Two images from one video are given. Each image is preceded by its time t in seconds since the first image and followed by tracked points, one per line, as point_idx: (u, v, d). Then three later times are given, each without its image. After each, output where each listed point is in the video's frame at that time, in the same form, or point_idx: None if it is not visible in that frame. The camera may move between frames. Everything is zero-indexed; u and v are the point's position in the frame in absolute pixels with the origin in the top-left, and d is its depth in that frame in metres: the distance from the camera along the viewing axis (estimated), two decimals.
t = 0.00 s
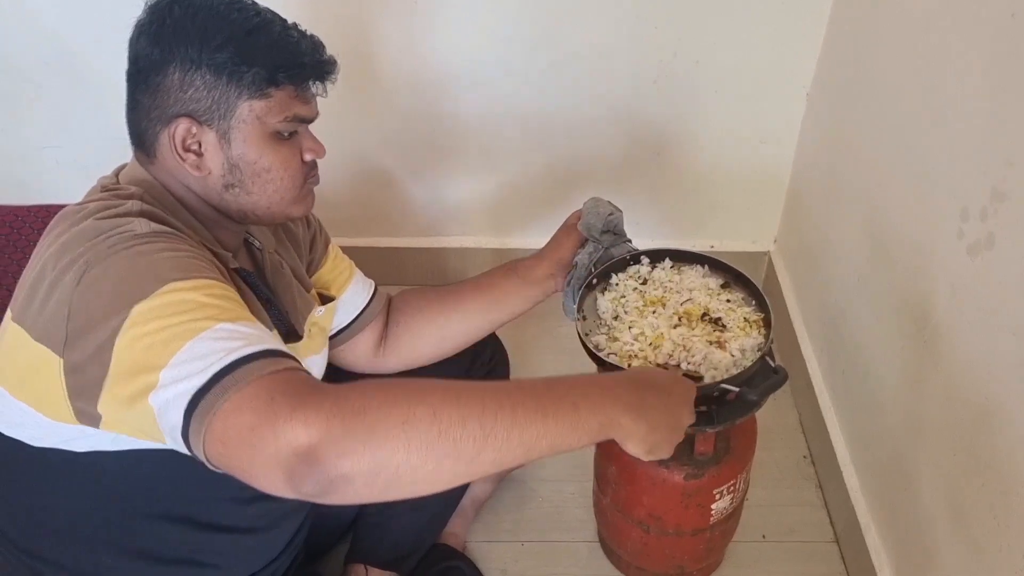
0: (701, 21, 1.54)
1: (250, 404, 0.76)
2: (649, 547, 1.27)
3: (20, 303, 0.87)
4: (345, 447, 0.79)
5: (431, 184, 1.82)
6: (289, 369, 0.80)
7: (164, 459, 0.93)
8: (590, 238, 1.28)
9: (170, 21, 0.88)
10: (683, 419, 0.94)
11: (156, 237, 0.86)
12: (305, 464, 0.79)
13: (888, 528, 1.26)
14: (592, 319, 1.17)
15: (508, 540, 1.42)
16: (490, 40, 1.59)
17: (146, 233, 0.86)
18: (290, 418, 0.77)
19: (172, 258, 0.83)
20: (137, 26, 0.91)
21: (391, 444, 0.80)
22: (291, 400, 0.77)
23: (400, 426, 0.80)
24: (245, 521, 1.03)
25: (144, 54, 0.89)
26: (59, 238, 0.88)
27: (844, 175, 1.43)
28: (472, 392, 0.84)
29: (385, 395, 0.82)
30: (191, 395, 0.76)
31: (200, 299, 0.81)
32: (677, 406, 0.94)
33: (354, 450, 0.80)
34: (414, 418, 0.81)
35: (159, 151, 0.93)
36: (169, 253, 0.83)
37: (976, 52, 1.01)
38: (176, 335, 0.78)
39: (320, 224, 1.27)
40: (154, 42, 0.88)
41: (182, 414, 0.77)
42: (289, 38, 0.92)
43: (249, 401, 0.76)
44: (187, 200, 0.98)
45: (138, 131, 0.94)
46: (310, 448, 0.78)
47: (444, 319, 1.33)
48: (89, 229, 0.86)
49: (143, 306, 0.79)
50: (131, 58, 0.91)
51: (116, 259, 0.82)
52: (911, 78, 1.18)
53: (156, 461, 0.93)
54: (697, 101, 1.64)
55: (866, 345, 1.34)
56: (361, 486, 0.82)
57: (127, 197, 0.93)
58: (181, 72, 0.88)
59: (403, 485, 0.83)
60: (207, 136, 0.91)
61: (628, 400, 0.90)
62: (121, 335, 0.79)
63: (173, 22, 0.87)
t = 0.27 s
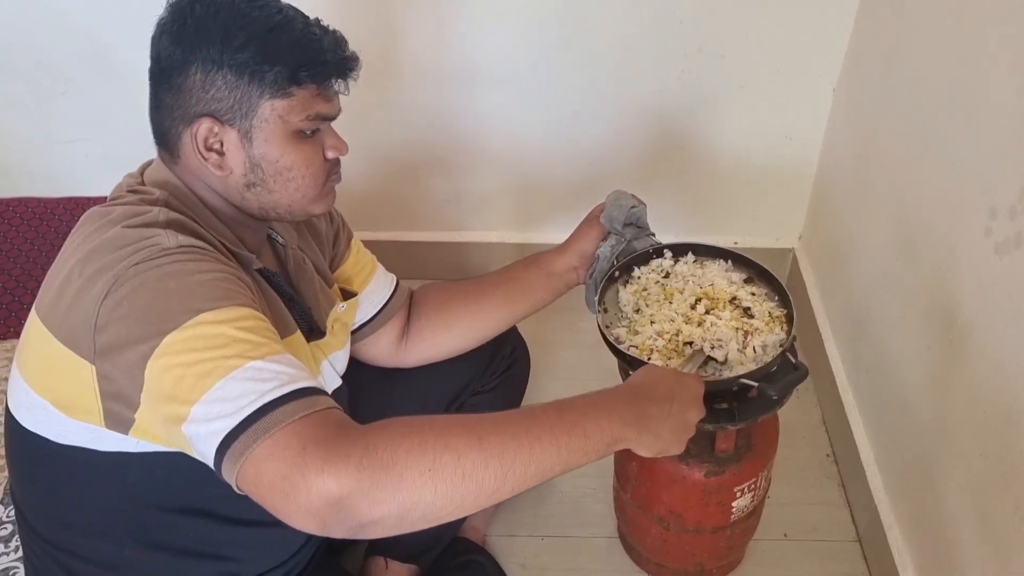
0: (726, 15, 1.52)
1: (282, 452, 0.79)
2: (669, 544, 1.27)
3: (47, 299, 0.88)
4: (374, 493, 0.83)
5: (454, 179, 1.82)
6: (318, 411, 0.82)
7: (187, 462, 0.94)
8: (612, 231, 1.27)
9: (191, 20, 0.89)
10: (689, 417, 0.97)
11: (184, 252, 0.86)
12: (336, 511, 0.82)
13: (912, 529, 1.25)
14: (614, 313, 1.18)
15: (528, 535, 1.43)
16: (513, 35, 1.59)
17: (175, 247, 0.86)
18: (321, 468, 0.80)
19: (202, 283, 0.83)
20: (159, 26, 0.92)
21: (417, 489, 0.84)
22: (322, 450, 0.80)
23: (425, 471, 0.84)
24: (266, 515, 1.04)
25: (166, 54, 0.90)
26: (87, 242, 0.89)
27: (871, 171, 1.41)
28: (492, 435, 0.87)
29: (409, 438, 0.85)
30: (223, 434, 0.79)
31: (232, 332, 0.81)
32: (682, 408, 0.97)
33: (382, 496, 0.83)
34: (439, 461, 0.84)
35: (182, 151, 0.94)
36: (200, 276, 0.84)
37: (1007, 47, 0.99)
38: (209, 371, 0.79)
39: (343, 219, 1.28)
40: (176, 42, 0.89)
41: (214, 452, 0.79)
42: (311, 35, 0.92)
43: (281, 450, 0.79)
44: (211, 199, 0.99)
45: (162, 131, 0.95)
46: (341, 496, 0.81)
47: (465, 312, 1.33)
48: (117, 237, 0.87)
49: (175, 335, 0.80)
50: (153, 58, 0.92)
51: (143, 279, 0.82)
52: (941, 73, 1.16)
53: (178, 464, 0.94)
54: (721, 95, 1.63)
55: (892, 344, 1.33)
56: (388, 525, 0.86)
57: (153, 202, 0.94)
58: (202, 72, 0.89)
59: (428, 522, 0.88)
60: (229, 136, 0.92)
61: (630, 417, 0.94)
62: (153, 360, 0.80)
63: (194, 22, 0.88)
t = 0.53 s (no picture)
0: (742, 14, 1.51)
1: (278, 486, 0.80)
2: (683, 546, 1.26)
3: (67, 301, 0.90)
4: (366, 530, 0.83)
5: (469, 178, 1.83)
6: (319, 445, 0.82)
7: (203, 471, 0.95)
8: (627, 232, 1.27)
9: (214, 25, 0.89)
10: (683, 429, 0.97)
11: (204, 264, 0.87)
12: (329, 548, 0.83)
13: (927, 533, 1.24)
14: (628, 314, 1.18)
15: (541, 535, 1.43)
16: (527, 34, 1.59)
17: (194, 260, 0.86)
18: (315, 507, 0.80)
19: (218, 302, 0.84)
20: (181, 31, 0.93)
21: (409, 525, 0.85)
22: (318, 488, 0.81)
23: (417, 508, 0.85)
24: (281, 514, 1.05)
25: (188, 58, 0.91)
26: (109, 250, 0.90)
27: (888, 173, 1.40)
28: (483, 470, 0.88)
29: (402, 475, 0.86)
30: (225, 460, 0.79)
31: (244, 357, 0.82)
32: (675, 419, 0.97)
33: (375, 534, 0.84)
34: (431, 498, 0.85)
35: (203, 156, 0.95)
36: (216, 295, 0.84)
37: None
38: (220, 395, 0.80)
39: (360, 220, 1.28)
40: (198, 47, 0.90)
41: (215, 478, 0.80)
42: (332, 40, 0.93)
43: (278, 484, 0.80)
44: (230, 204, 1.00)
45: (183, 135, 0.96)
46: (335, 533, 0.82)
47: (480, 313, 1.34)
48: (137, 247, 0.87)
49: (188, 355, 0.81)
50: (175, 62, 0.93)
51: (160, 294, 0.83)
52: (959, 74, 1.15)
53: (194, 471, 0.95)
54: (737, 95, 1.62)
55: (908, 348, 1.32)
56: (380, 561, 0.87)
57: (173, 209, 0.95)
58: (225, 77, 0.89)
59: (420, 555, 0.88)
60: (250, 140, 0.93)
61: (618, 441, 0.95)
62: (165, 377, 0.81)
63: (217, 27, 0.89)
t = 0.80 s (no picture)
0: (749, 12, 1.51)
1: (272, 495, 0.80)
2: (689, 546, 1.26)
3: (72, 302, 0.90)
4: (359, 540, 0.83)
5: (476, 177, 1.82)
6: (313, 455, 0.82)
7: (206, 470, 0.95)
8: (634, 231, 1.26)
9: (223, 27, 0.90)
10: (671, 424, 0.99)
11: (209, 268, 0.87)
12: (322, 559, 0.83)
13: (936, 534, 1.24)
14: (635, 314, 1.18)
15: (547, 535, 1.43)
16: (534, 33, 1.59)
17: (199, 263, 0.86)
18: (308, 518, 0.80)
19: (220, 309, 0.84)
20: (189, 31, 0.93)
21: (402, 534, 0.85)
22: (311, 500, 0.81)
23: (409, 517, 0.85)
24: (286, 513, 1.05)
25: (196, 59, 0.91)
26: (114, 251, 0.90)
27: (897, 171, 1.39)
28: (473, 478, 0.88)
29: (393, 484, 0.86)
30: (221, 468, 0.80)
31: (244, 364, 0.82)
32: (661, 415, 0.99)
33: (368, 543, 0.84)
34: (423, 506, 0.86)
35: (209, 156, 0.95)
36: (218, 301, 0.84)
37: None
38: (220, 401, 0.80)
39: (366, 220, 1.28)
40: (206, 48, 0.90)
41: (210, 484, 0.80)
42: (340, 43, 0.93)
43: (272, 494, 0.80)
44: (235, 205, 1.00)
45: (190, 136, 0.96)
46: (328, 544, 0.82)
47: (487, 313, 1.34)
48: (142, 249, 0.88)
49: (189, 360, 0.81)
50: (183, 62, 0.93)
51: (162, 299, 0.83)
52: (968, 72, 1.14)
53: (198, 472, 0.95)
54: (744, 94, 1.62)
55: (917, 347, 1.31)
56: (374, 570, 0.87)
57: (178, 211, 0.95)
58: (233, 78, 0.89)
59: (413, 563, 0.89)
60: (257, 143, 0.93)
61: (608, 442, 0.96)
62: (165, 381, 0.81)
63: (226, 29, 0.89)
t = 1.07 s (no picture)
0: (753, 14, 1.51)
1: (269, 496, 0.80)
2: (694, 549, 1.26)
3: (74, 305, 0.90)
4: (357, 539, 0.83)
5: (480, 179, 1.82)
6: (310, 456, 0.82)
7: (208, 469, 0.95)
8: (639, 233, 1.26)
9: (224, 29, 0.90)
10: (662, 407, 0.98)
11: (208, 271, 0.87)
12: (320, 559, 0.83)
13: (941, 536, 1.23)
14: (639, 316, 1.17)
15: (552, 537, 1.43)
16: (537, 35, 1.59)
17: (196, 265, 0.86)
18: (305, 519, 0.80)
19: (218, 310, 0.84)
20: (190, 33, 0.93)
21: (399, 530, 0.85)
22: (307, 501, 0.81)
23: (405, 512, 0.85)
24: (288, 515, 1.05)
25: (197, 61, 0.91)
26: (115, 252, 0.91)
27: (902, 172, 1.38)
28: (468, 472, 0.88)
29: (388, 480, 0.86)
30: (218, 469, 0.80)
31: (240, 365, 0.82)
32: (649, 397, 0.98)
33: (366, 541, 0.84)
34: (418, 501, 0.86)
35: (209, 158, 0.95)
36: (216, 303, 0.84)
37: None
38: (216, 403, 0.80)
39: (369, 223, 1.28)
40: (207, 51, 0.90)
41: (208, 486, 0.80)
42: (341, 47, 0.93)
43: (268, 495, 0.80)
44: (235, 207, 1.00)
45: (190, 138, 0.96)
46: (326, 543, 0.82)
47: (492, 315, 1.33)
48: (142, 251, 0.88)
49: (186, 361, 0.81)
50: (184, 64, 0.93)
51: (161, 300, 0.83)
52: (972, 72, 1.14)
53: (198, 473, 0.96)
54: (749, 95, 1.61)
55: (922, 349, 1.31)
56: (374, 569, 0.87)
57: (178, 214, 0.96)
58: (233, 80, 0.90)
59: (414, 559, 0.89)
60: (256, 145, 0.93)
61: (598, 429, 0.96)
62: (161, 383, 0.81)
63: (227, 31, 0.89)
